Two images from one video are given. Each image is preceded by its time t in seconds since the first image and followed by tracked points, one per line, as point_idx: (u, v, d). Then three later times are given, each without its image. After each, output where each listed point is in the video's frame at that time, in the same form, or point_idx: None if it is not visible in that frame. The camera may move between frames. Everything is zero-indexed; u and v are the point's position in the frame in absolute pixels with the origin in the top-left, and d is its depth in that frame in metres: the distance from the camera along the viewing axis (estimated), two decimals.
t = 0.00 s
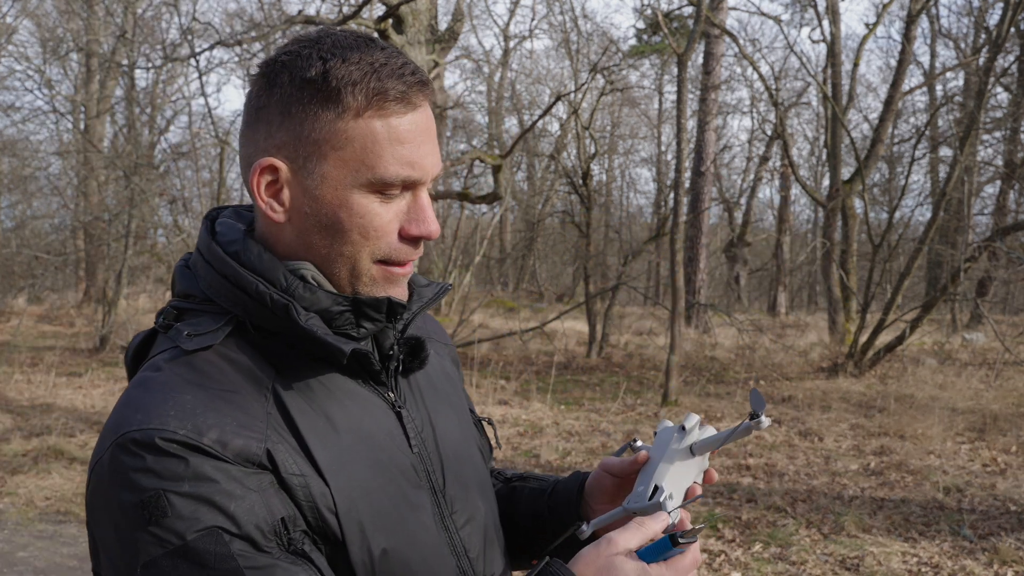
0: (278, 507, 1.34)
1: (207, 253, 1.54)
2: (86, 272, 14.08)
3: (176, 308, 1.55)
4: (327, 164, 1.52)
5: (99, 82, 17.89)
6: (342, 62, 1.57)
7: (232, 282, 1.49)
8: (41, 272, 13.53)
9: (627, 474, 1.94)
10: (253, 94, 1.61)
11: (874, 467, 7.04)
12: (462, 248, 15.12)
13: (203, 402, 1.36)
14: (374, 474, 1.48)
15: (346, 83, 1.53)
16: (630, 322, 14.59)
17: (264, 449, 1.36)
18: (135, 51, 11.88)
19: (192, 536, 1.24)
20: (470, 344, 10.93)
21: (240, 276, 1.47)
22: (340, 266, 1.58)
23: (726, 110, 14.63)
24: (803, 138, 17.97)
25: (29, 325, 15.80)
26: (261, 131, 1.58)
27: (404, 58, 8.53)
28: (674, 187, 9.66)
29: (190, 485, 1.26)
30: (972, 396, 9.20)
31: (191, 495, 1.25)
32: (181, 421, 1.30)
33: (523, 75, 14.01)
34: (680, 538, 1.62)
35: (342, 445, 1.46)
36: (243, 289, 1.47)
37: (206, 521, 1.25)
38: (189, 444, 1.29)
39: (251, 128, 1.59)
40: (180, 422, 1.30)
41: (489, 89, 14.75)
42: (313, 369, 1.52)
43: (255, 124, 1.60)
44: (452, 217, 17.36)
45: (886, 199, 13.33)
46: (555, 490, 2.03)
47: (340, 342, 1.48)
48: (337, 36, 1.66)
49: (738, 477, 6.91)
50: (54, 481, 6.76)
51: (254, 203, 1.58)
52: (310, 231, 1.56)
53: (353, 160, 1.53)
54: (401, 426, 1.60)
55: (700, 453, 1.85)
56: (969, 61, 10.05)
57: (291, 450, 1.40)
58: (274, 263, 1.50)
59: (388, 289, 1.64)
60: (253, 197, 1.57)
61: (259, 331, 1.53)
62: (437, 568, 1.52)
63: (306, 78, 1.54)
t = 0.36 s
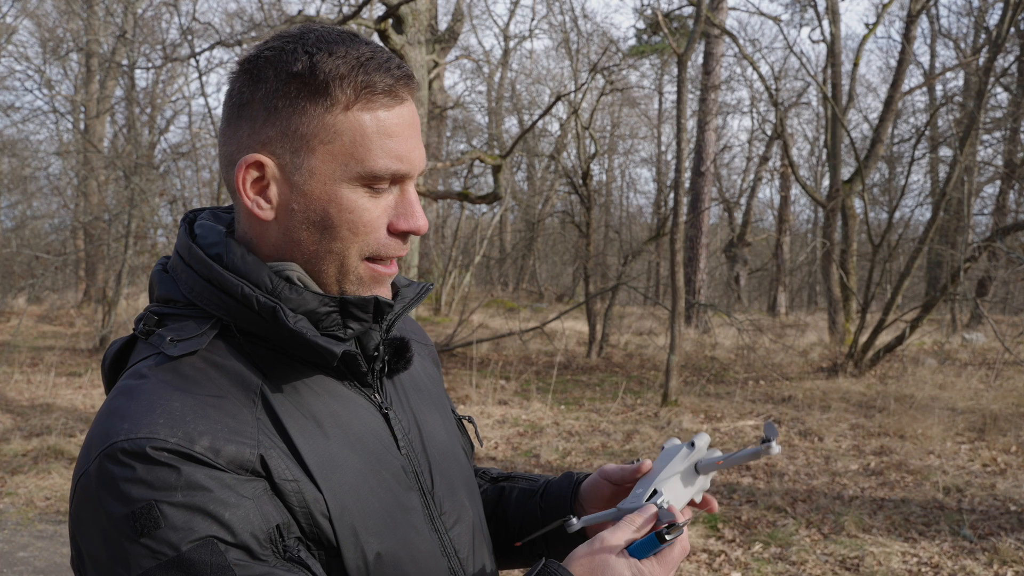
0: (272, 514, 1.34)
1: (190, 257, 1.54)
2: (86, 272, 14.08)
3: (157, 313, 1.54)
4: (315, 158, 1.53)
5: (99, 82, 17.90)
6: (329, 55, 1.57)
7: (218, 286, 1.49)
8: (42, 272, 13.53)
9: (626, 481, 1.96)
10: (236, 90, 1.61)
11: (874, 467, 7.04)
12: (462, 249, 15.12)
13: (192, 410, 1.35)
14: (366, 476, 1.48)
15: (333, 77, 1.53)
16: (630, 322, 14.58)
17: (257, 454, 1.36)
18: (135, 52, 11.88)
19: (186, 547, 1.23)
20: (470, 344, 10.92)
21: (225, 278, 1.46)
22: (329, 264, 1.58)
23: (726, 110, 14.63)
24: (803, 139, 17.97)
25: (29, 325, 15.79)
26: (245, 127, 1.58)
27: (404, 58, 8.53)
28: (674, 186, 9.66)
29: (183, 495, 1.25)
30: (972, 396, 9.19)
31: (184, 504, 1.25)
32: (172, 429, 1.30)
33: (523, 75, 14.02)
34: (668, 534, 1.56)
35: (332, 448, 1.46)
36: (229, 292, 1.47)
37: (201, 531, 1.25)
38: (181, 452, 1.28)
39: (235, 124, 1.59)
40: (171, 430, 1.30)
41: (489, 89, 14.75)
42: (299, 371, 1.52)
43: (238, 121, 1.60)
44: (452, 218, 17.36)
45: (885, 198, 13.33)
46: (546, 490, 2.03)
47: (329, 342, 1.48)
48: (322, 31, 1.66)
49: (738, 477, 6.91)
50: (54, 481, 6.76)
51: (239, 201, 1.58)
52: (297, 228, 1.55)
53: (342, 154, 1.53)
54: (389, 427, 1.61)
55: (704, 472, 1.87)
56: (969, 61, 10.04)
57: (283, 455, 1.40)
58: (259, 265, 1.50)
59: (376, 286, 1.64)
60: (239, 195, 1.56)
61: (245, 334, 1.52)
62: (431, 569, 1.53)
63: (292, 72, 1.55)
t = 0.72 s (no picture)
0: (272, 515, 1.34)
1: (188, 258, 1.53)
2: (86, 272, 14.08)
3: (153, 314, 1.54)
4: (319, 156, 1.52)
5: (99, 82, 17.90)
6: (333, 55, 1.58)
7: (217, 285, 1.48)
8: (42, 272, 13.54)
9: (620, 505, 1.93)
10: (236, 88, 1.60)
11: (874, 467, 7.04)
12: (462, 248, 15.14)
13: (190, 410, 1.34)
14: (364, 475, 1.48)
15: (338, 76, 1.54)
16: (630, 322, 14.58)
17: (256, 456, 1.36)
18: (136, 52, 11.88)
19: (186, 547, 1.22)
20: (470, 344, 10.93)
21: (222, 278, 1.46)
22: (330, 263, 1.57)
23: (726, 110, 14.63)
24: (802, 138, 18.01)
25: (29, 325, 15.79)
26: (247, 124, 1.57)
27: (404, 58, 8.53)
28: (674, 186, 9.66)
29: (183, 496, 1.25)
30: (972, 396, 9.19)
31: (184, 505, 1.24)
32: (171, 430, 1.29)
33: (523, 75, 14.03)
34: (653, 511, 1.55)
35: (330, 448, 1.46)
36: (228, 292, 1.47)
37: (201, 532, 1.25)
38: (181, 454, 1.28)
39: (235, 123, 1.58)
40: (170, 431, 1.29)
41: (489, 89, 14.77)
42: (298, 373, 1.52)
43: (238, 118, 1.59)
44: (452, 217, 17.37)
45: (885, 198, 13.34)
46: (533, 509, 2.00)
47: (330, 342, 1.48)
48: (324, 31, 1.66)
49: (738, 476, 6.90)
50: (54, 481, 6.76)
51: (240, 198, 1.56)
52: (299, 227, 1.55)
53: (347, 152, 1.53)
54: (386, 427, 1.61)
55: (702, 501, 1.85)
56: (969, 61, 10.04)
57: (282, 456, 1.40)
58: (256, 265, 1.49)
59: (377, 286, 1.64)
60: (241, 192, 1.55)
61: (242, 335, 1.52)
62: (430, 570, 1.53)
63: (296, 71, 1.55)
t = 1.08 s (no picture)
0: (274, 506, 1.34)
1: (193, 253, 1.53)
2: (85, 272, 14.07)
3: (157, 311, 1.54)
4: (330, 155, 1.52)
5: (99, 82, 17.90)
6: (347, 55, 1.58)
7: (222, 280, 1.48)
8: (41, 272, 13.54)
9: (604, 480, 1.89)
10: (248, 85, 1.60)
11: (874, 467, 7.04)
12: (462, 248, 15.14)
13: (193, 405, 1.35)
14: (366, 472, 1.48)
15: (352, 77, 1.55)
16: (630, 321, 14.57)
17: (259, 450, 1.36)
18: (136, 52, 11.88)
19: (189, 537, 1.22)
20: (470, 344, 10.93)
21: (227, 275, 1.46)
22: (337, 261, 1.57)
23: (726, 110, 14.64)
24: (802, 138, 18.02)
25: (29, 325, 15.79)
26: (258, 121, 1.57)
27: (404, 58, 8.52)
28: (674, 186, 9.66)
29: (186, 487, 1.25)
30: (972, 396, 9.19)
31: (187, 495, 1.25)
32: (175, 424, 1.30)
33: (523, 75, 14.04)
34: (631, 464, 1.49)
35: (332, 444, 1.46)
36: (233, 289, 1.47)
37: (205, 522, 1.25)
38: (183, 447, 1.28)
39: (247, 120, 1.58)
40: (173, 425, 1.30)
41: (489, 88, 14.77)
42: (302, 371, 1.52)
43: (250, 115, 1.59)
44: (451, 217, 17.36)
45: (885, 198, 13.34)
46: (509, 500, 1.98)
47: (335, 340, 1.48)
48: (338, 32, 1.67)
49: (738, 477, 6.90)
50: (54, 481, 6.76)
51: (250, 194, 1.56)
52: (307, 225, 1.55)
53: (357, 151, 1.53)
54: (388, 427, 1.61)
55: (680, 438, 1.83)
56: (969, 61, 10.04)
57: (285, 451, 1.40)
58: (262, 262, 1.49)
59: (383, 284, 1.64)
60: (251, 188, 1.55)
61: (246, 332, 1.52)
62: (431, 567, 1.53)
63: (311, 70, 1.55)
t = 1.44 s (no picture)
0: (294, 472, 1.34)
1: (205, 243, 1.54)
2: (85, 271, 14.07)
3: (171, 298, 1.54)
4: (317, 147, 1.52)
5: (99, 82, 17.91)
6: (324, 48, 1.57)
7: (232, 267, 1.49)
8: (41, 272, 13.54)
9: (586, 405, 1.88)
10: (236, 87, 1.61)
11: (874, 467, 7.04)
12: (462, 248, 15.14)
13: (211, 379, 1.35)
14: (374, 459, 1.48)
15: (329, 67, 1.53)
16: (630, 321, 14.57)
17: (277, 422, 1.37)
18: (135, 52, 11.87)
19: (214, 496, 1.23)
20: (470, 344, 10.92)
21: (240, 261, 1.47)
22: (336, 251, 1.57)
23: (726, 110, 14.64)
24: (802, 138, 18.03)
25: (29, 325, 15.78)
26: (247, 121, 1.58)
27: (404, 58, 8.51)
28: (674, 186, 9.66)
29: (209, 449, 1.26)
30: (972, 397, 9.19)
31: (211, 458, 1.25)
32: (196, 393, 1.31)
33: (523, 75, 14.03)
34: (627, 406, 1.55)
35: (340, 430, 1.46)
36: (245, 274, 1.47)
37: (229, 481, 1.25)
38: (204, 414, 1.29)
39: (235, 120, 1.59)
40: (195, 394, 1.30)
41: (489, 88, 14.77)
42: (312, 358, 1.52)
43: (239, 116, 1.60)
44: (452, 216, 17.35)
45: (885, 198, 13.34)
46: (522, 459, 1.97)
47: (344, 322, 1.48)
48: (318, 27, 1.66)
49: (738, 477, 6.90)
50: (54, 481, 6.76)
51: (244, 192, 1.57)
52: (302, 218, 1.55)
53: (342, 141, 1.53)
54: (394, 420, 1.60)
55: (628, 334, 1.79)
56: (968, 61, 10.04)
57: (299, 428, 1.40)
58: (272, 249, 1.49)
59: (385, 271, 1.63)
60: (244, 185, 1.55)
61: (259, 318, 1.52)
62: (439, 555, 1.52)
63: (290, 67, 1.54)
